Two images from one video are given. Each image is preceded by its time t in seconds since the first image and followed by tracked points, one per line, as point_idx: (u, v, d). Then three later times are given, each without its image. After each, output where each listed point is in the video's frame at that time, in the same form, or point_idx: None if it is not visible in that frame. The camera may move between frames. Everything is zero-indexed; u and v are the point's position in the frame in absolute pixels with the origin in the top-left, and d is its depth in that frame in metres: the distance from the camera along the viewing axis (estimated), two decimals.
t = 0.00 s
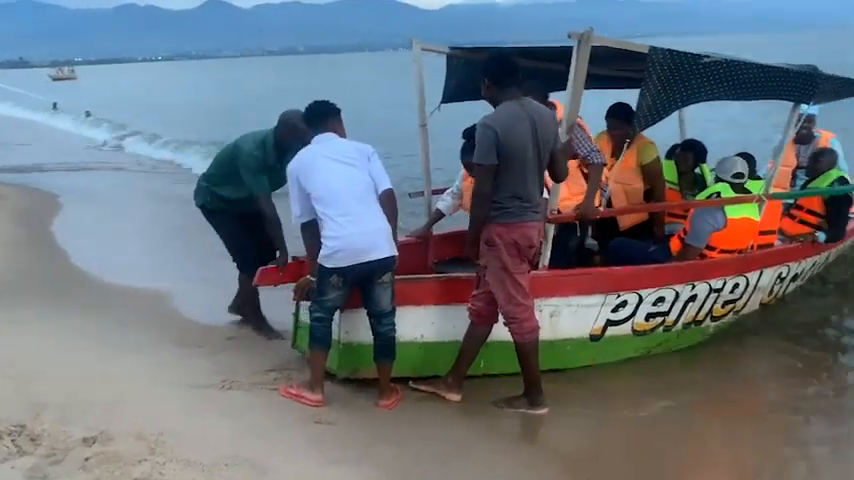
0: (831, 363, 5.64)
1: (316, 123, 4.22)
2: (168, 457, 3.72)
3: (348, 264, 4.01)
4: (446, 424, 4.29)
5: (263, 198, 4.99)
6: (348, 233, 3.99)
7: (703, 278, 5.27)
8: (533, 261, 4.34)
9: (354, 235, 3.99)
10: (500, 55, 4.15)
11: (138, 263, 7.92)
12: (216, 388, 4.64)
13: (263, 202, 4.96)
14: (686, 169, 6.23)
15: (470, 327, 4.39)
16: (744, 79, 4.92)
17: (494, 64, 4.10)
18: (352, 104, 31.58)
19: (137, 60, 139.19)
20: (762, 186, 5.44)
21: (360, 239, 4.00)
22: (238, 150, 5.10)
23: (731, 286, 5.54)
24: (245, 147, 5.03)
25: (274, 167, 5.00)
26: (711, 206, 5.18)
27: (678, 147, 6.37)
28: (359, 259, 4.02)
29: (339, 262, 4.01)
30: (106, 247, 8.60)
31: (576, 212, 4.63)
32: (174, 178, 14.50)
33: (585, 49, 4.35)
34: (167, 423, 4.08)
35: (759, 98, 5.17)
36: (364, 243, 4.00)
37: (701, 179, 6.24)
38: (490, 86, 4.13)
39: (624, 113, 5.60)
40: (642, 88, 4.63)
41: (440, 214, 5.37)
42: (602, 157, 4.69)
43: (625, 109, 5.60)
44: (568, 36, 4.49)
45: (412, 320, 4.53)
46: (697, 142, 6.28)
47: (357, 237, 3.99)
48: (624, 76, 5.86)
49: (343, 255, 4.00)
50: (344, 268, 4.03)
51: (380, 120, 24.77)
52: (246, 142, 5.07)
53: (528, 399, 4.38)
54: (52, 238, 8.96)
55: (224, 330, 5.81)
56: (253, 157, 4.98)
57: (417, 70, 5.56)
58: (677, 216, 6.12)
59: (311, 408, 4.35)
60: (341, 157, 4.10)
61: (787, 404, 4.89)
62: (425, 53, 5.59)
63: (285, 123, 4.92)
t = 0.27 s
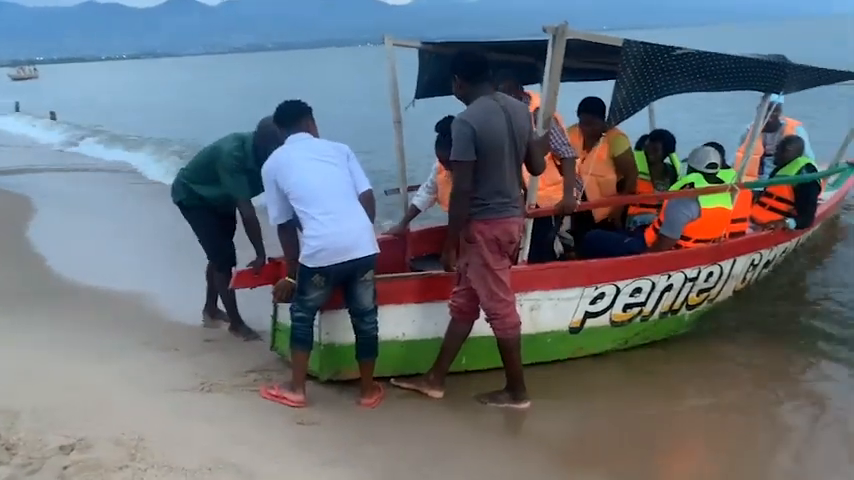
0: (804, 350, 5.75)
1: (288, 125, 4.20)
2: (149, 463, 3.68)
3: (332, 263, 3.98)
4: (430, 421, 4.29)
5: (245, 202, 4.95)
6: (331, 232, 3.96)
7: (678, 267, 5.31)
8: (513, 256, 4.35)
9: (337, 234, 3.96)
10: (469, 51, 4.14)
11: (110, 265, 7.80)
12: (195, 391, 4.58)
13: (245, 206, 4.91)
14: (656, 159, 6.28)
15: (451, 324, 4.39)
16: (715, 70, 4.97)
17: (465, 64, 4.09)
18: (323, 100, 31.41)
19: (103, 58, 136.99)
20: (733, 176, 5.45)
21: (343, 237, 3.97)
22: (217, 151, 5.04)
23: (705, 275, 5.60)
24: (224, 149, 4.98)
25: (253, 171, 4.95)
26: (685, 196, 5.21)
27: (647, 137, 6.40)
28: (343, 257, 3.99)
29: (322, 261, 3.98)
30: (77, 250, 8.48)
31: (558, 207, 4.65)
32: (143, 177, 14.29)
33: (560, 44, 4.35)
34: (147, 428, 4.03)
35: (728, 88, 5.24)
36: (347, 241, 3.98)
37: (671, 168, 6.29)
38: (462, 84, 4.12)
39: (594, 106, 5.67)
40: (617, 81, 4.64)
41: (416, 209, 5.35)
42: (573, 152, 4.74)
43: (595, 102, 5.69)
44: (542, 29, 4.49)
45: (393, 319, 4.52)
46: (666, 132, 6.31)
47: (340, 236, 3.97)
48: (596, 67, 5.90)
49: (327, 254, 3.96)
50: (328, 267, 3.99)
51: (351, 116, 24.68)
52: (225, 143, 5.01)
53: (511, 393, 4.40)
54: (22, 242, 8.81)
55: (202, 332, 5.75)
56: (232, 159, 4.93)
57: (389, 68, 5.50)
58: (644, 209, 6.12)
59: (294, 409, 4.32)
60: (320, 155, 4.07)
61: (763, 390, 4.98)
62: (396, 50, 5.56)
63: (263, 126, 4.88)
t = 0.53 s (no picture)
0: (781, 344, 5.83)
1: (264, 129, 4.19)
2: (130, 467, 3.65)
3: (317, 263, 3.97)
4: (412, 421, 4.29)
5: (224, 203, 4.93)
6: (315, 232, 3.95)
7: (657, 264, 5.36)
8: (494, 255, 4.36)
9: (321, 234, 3.96)
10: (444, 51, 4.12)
11: (87, 267, 7.71)
12: (176, 394, 4.55)
13: (224, 208, 4.90)
14: (633, 153, 6.24)
15: (433, 323, 4.40)
16: (692, 69, 5.02)
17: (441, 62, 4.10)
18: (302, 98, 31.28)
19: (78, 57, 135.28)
20: (710, 174, 5.51)
21: (328, 238, 3.97)
22: (194, 155, 5.01)
23: (684, 271, 5.65)
24: (201, 153, 4.95)
25: (231, 174, 4.93)
26: (664, 193, 5.26)
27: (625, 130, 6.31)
28: (329, 257, 3.98)
29: (307, 262, 3.96)
30: (53, 251, 8.38)
31: (539, 207, 4.68)
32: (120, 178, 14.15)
33: (541, 44, 4.36)
34: (127, 431, 4.00)
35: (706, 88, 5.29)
36: (332, 241, 3.98)
37: (647, 161, 6.27)
38: (437, 83, 4.13)
39: (573, 103, 5.66)
40: (597, 80, 4.65)
41: (396, 207, 5.34)
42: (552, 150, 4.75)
43: (573, 99, 5.66)
44: (523, 30, 4.50)
45: (376, 321, 4.52)
46: (643, 127, 6.18)
47: (325, 236, 3.96)
48: (575, 63, 5.93)
49: (312, 255, 3.95)
50: (313, 268, 3.98)
51: (330, 114, 24.61)
52: (201, 147, 4.98)
53: (494, 391, 4.42)
54: None
55: (182, 334, 5.71)
56: (209, 163, 4.90)
57: (369, 65, 5.50)
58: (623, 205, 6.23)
59: (276, 411, 4.31)
60: (301, 158, 4.07)
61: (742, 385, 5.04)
62: (376, 46, 5.56)
63: (239, 128, 4.85)
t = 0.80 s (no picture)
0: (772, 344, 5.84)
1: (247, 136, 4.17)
2: (118, 473, 3.63)
3: (311, 267, 3.94)
4: (403, 425, 4.28)
5: (212, 206, 4.91)
6: (307, 236, 3.93)
7: (647, 267, 5.37)
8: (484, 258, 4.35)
9: (313, 237, 3.94)
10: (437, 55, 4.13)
11: (75, 271, 7.65)
12: (165, 399, 4.51)
13: (212, 211, 4.87)
14: (619, 153, 6.24)
15: (424, 328, 4.40)
16: (683, 74, 5.02)
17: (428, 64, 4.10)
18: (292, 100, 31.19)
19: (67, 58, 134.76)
20: (702, 176, 5.55)
21: (320, 241, 3.95)
22: (182, 158, 4.98)
23: (673, 274, 5.66)
24: (189, 156, 4.92)
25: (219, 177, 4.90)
26: (655, 198, 5.26)
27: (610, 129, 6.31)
28: (322, 260, 3.96)
29: (300, 266, 3.93)
30: (41, 254, 8.32)
31: (531, 212, 4.69)
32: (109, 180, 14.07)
33: (535, 51, 4.36)
34: (116, 436, 3.98)
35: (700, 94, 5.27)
36: (324, 244, 3.96)
37: (634, 160, 6.33)
38: (431, 86, 4.12)
39: (556, 105, 5.60)
40: (590, 87, 4.68)
41: (385, 207, 5.34)
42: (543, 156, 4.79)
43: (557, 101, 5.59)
44: (517, 35, 4.49)
45: (368, 327, 4.50)
46: (630, 127, 6.20)
47: (316, 239, 3.94)
48: (566, 65, 5.93)
49: (305, 258, 3.92)
50: (306, 271, 3.95)
51: (321, 116, 24.57)
52: (189, 151, 4.95)
53: (484, 395, 4.41)
54: None
55: (171, 338, 5.68)
56: (197, 166, 4.88)
57: (360, 66, 5.48)
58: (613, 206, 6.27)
59: (266, 416, 4.29)
60: (289, 165, 4.07)
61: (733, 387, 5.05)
62: (368, 46, 5.54)
63: (227, 131, 4.83)
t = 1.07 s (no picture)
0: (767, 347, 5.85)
1: (237, 143, 4.17)
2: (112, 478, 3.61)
3: (295, 276, 3.89)
4: (399, 430, 4.28)
5: (207, 210, 4.90)
6: (291, 245, 3.89)
7: (643, 271, 5.38)
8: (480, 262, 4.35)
9: (297, 246, 3.90)
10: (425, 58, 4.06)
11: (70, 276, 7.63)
12: (160, 405, 4.50)
13: (205, 215, 4.86)
14: (612, 153, 6.27)
15: (420, 332, 4.40)
16: (681, 76, 5.02)
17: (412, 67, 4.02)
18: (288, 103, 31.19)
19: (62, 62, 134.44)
20: (697, 179, 5.57)
21: (304, 250, 3.91)
22: (178, 162, 4.98)
23: (669, 277, 5.69)
24: (185, 160, 4.92)
25: (213, 181, 4.89)
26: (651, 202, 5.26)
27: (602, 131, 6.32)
28: (306, 270, 3.90)
29: (284, 275, 3.89)
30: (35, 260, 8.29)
31: (527, 216, 4.69)
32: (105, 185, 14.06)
33: (532, 56, 4.35)
34: (110, 442, 3.96)
35: (698, 98, 5.26)
36: (308, 254, 3.91)
37: (627, 161, 6.34)
38: (424, 91, 4.05)
39: (553, 107, 5.64)
40: (587, 92, 4.69)
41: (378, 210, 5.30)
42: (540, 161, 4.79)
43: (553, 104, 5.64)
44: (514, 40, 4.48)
45: (363, 332, 4.49)
46: (621, 128, 6.20)
47: (300, 248, 3.90)
48: (561, 68, 5.95)
49: (289, 267, 3.88)
50: (289, 282, 3.91)
51: (317, 120, 24.58)
52: (185, 154, 4.95)
53: (480, 399, 4.41)
54: None
55: (166, 343, 5.66)
56: (193, 170, 4.87)
57: (356, 68, 5.49)
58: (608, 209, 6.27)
59: (262, 421, 4.28)
60: (279, 174, 4.06)
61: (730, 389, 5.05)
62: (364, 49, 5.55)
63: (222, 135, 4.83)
